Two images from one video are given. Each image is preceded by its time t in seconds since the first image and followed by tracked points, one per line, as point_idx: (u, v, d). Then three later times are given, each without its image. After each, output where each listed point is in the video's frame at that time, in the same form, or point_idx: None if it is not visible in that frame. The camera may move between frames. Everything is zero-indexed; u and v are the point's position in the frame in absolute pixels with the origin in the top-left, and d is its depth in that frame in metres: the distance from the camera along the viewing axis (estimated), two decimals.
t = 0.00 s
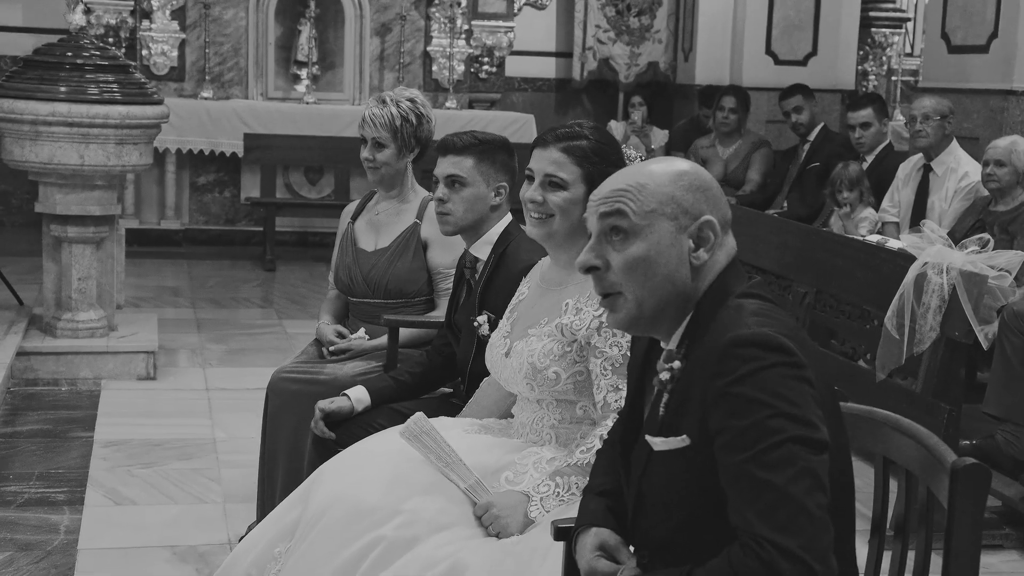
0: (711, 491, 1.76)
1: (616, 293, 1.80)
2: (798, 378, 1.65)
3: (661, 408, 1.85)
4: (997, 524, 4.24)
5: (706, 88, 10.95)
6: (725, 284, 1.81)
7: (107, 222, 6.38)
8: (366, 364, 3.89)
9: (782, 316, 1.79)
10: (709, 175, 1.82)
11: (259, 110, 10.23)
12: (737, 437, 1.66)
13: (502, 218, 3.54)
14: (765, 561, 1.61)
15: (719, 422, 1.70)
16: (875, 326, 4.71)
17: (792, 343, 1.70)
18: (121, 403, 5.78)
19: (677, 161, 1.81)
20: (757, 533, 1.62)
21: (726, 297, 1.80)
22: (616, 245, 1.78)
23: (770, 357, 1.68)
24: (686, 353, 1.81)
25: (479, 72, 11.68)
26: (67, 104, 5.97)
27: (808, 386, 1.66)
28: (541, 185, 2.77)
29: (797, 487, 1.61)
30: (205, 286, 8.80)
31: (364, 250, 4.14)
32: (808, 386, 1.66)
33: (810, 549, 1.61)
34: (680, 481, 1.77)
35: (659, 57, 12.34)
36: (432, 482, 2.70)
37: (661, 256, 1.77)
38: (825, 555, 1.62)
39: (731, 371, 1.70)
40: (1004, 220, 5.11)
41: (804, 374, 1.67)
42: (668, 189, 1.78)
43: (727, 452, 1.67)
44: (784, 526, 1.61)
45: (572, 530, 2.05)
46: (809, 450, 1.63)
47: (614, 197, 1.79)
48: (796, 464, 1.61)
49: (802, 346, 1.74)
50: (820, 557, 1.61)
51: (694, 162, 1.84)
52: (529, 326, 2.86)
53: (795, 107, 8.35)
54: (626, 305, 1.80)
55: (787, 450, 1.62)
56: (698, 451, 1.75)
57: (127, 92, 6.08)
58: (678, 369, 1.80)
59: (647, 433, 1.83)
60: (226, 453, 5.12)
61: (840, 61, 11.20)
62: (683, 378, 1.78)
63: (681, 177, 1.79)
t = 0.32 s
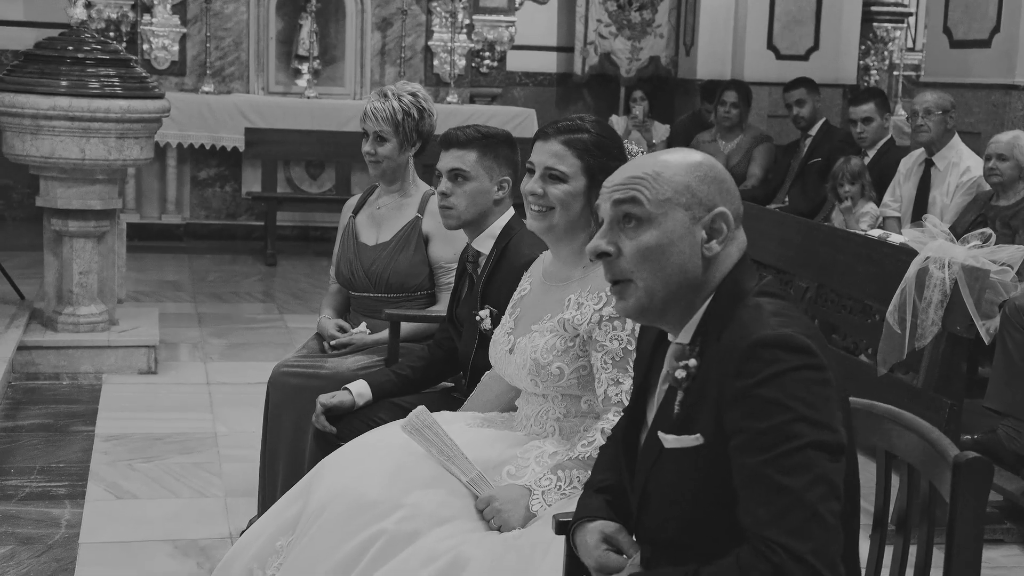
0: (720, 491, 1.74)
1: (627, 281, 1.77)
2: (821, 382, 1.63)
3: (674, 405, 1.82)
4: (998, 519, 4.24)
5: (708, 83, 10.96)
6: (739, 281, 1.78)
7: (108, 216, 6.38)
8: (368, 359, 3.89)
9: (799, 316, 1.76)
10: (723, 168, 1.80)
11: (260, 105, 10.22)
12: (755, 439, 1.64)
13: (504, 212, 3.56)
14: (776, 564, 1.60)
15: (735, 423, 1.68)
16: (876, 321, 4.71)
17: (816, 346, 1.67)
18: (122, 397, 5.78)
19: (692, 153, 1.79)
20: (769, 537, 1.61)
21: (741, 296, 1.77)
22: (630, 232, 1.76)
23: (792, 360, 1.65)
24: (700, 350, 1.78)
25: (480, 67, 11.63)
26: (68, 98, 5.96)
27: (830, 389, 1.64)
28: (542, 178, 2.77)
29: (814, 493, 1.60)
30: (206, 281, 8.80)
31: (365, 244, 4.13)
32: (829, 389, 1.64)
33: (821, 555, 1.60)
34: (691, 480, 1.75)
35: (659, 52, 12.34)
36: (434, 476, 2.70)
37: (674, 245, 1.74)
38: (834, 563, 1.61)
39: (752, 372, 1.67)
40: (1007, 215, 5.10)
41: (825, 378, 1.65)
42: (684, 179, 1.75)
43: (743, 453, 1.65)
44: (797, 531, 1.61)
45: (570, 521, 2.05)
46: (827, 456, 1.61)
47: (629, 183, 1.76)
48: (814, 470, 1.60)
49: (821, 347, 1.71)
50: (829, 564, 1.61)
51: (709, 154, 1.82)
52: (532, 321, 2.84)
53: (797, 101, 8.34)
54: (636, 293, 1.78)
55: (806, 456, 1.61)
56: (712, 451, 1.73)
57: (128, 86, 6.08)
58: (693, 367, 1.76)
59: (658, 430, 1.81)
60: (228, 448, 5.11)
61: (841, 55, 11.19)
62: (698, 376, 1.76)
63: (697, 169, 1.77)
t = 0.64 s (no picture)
0: (732, 486, 1.74)
1: (646, 265, 1.76)
2: (839, 381, 1.63)
3: (688, 397, 1.81)
4: (999, 512, 4.24)
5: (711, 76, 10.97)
6: (760, 275, 1.78)
7: (109, 209, 6.38)
8: (369, 351, 3.88)
9: (821, 313, 1.75)
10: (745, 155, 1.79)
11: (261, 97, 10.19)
12: (771, 434, 1.64)
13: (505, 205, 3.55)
14: (777, 560, 1.60)
15: (753, 417, 1.67)
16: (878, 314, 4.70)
17: (839, 345, 1.67)
18: (122, 390, 5.78)
19: (714, 140, 1.78)
20: (773, 531, 1.61)
21: (763, 292, 1.76)
22: (650, 217, 1.75)
23: (815, 356, 1.65)
24: (718, 343, 1.77)
25: (481, 60, 11.67)
26: (69, 90, 5.96)
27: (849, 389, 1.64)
28: (545, 169, 2.77)
29: (824, 491, 1.60)
30: (207, 273, 8.80)
31: (366, 237, 4.13)
32: (849, 389, 1.63)
33: (824, 554, 1.59)
34: (703, 474, 1.74)
35: (661, 45, 12.29)
36: (435, 468, 2.70)
37: (695, 232, 1.73)
38: (837, 563, 1.60)
39: (775, 367, 1.67)
40: (1009, 207, 5.09)
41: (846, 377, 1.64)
42: (707, 165, 1.74)
43: (758, 447, 1.65)
44: (802, 528, 1.60)
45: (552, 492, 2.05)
46: (841, 456, 1.61)
47: (651, 168, 1.75)
48: (826, 469, 1.60)
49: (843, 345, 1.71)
50: (832, 564, 1.60)
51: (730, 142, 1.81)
52: (534, 313, 2.84)
53: (799, 94, 8.33)
54: (655, 278, 1.77)
55: (819, 454, 1.60)
56: (727, 445, 1.72)
57: (129, 78, 6.07)
58: (711, 361, 1.74)
59: (671, 422, 1.80)
60: (229, 440, 5.11)
61: (843, 49, 11.19)
62: (716, 370, 1.75)
63: (719, 156, 1.75)
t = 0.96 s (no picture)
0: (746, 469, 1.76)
1: (687, 245, 1.79)
2: (861, 374, 1.65)
3: (712, 379, 1.83)
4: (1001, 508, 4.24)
5: (713, 72, 10.97)
6: (797, 267, 1.79)
7: (111, 203, 6.37)
8: (371, 346, 3.89)
9: (853, 308, 1.76)
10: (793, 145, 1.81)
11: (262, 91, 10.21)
12: (785, 415, 1.67)
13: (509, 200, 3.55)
14: (764, 537, 1.63)
15: (772, 398, 1.69)
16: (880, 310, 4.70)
17: (866, 338, 1.68)
18: (125, 384, 5.79)
19: (763, 126, 1.80)
20: (766, 507, 1.64)
21: (797, 282, 1.78)
22: (695, 198, 1.77)
23: (842, 347, 1.67)
24: (746, 328, 1.78)
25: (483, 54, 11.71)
26: (71, 84, 5.95)
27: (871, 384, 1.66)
28: (551, 163, 2.75)
29: (825, 476, 1.63)
30: (209, 268, 8.79)
31: (369, 231, 4.13)
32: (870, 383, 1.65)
33: (814, 537, 1.62)
34: (717, 455, 1.77)
35: (664, 40, 12.29)
36: (438, 462, 2.71)
37: (740, 216, 1.76)
38: (823, 550, 1.63)
39: (800, 353, 1.69)
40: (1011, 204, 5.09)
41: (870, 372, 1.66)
42: (755, 149, 1.76)
43: (771, 427, 1.68)
44: (796, 507, 1.63)
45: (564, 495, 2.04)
46: (849, 446, 1.64)
47: (699, 150, 1.78)
48: (830, 455, 1.63)
49: (872, 341, 1.72)
50: (819, 548, 1.63)
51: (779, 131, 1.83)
52: (536, 307, 2.84)
53: (801, 90, 8.32)
54: (694, 259, 1.79)
55: (825, 440, 1.64)
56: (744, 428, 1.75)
57: (131, 72, 6.06)
58: (738, 344, 1.77)
59: (693, 403, 1.82)
60: (231, 435, 5.11)
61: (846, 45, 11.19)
62: (742, 354, 1.77)
63: (768, 143, 1.77)
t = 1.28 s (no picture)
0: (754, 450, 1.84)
1: (712, 235, 1.87)
2: (870, 363, 1.71)
3: (728, 364, 1.91)
4: (1003, 504, 4.24)
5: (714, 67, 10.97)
6: (820, 260, 1.86)
7: (113, 197, 6.37)
8: (372, 341, 3.89)
9: (872, 301, 1.82)
10: (825, 140, 1.88)
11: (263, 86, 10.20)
12: (790, 394, 1.74)
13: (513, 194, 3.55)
14: (753, 508, 1.72)
15: (781, 379, 1.77)
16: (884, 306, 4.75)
17: (880, 328, 1.75)
18: (126, 378, 5.78)
19: (795, 120, 1.87)
20: (759, 479, 1.72)
21: (817, 274, 1.84)
22: (722, 188, 1.85)
23: (852, 334, 1.73)
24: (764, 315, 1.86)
25: (485, 49, 11.72)
26: (73, 78, 5.94)
27: (879, 373, 1.72)
28: (553, 158, 2.75)
29: (821, 455, 1.70)
30: (210, 262, 8.79)
31: (370, 226, 4.13)
32: (878, 371, 1.71)
33: (805, 511, 1.69)
34: (728, 436, 1.85)
35: (665, 36, 12.28)
36: (440, 458, 2.70)
37: (766, 206, 1.83)
38: (813, 529, 1.70)
39: (810, 337, 1.76)
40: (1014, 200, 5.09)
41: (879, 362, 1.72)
42: (785, 142, 1.84)
43: (776, 405, 1.76)
44: (789, 482, 1.71)
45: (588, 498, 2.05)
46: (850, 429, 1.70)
47: (727, 142, 1.85)
48: (829, 436, 1.70)
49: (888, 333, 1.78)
50: (808, 524, 1.69)
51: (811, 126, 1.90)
52: (537, 301, 2.84)
53: (803, 85, 8.31)
54: (718, 248, 1.87)
55: (825, 420, 1.71)
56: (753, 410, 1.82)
57: (133, 66, 6.06)
58: (754, 331, 1.85)
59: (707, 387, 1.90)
60: (232, 429, 5.11)
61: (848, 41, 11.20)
62: (758, 341, 1.85)
63: (799, 136, 1.85)
